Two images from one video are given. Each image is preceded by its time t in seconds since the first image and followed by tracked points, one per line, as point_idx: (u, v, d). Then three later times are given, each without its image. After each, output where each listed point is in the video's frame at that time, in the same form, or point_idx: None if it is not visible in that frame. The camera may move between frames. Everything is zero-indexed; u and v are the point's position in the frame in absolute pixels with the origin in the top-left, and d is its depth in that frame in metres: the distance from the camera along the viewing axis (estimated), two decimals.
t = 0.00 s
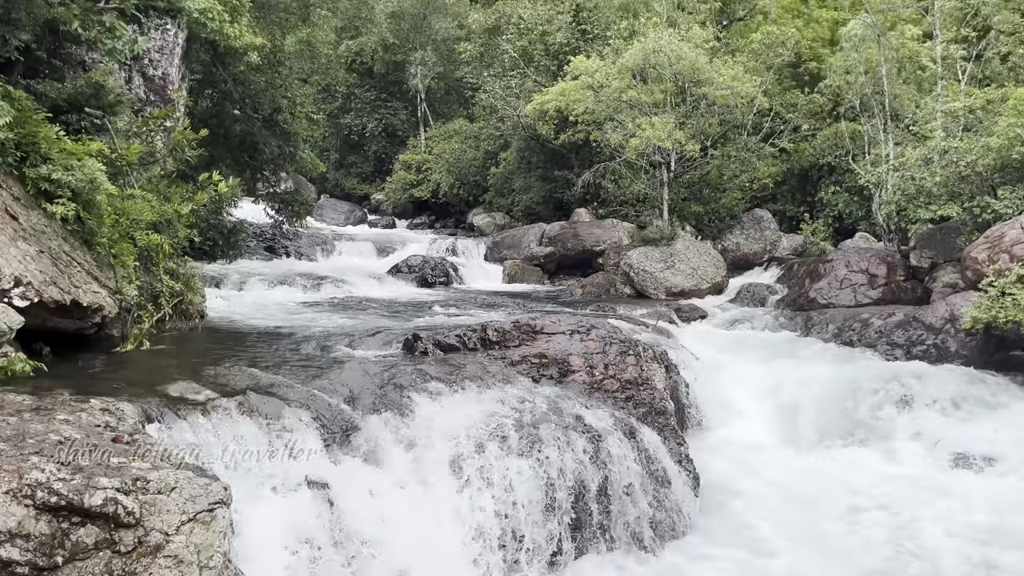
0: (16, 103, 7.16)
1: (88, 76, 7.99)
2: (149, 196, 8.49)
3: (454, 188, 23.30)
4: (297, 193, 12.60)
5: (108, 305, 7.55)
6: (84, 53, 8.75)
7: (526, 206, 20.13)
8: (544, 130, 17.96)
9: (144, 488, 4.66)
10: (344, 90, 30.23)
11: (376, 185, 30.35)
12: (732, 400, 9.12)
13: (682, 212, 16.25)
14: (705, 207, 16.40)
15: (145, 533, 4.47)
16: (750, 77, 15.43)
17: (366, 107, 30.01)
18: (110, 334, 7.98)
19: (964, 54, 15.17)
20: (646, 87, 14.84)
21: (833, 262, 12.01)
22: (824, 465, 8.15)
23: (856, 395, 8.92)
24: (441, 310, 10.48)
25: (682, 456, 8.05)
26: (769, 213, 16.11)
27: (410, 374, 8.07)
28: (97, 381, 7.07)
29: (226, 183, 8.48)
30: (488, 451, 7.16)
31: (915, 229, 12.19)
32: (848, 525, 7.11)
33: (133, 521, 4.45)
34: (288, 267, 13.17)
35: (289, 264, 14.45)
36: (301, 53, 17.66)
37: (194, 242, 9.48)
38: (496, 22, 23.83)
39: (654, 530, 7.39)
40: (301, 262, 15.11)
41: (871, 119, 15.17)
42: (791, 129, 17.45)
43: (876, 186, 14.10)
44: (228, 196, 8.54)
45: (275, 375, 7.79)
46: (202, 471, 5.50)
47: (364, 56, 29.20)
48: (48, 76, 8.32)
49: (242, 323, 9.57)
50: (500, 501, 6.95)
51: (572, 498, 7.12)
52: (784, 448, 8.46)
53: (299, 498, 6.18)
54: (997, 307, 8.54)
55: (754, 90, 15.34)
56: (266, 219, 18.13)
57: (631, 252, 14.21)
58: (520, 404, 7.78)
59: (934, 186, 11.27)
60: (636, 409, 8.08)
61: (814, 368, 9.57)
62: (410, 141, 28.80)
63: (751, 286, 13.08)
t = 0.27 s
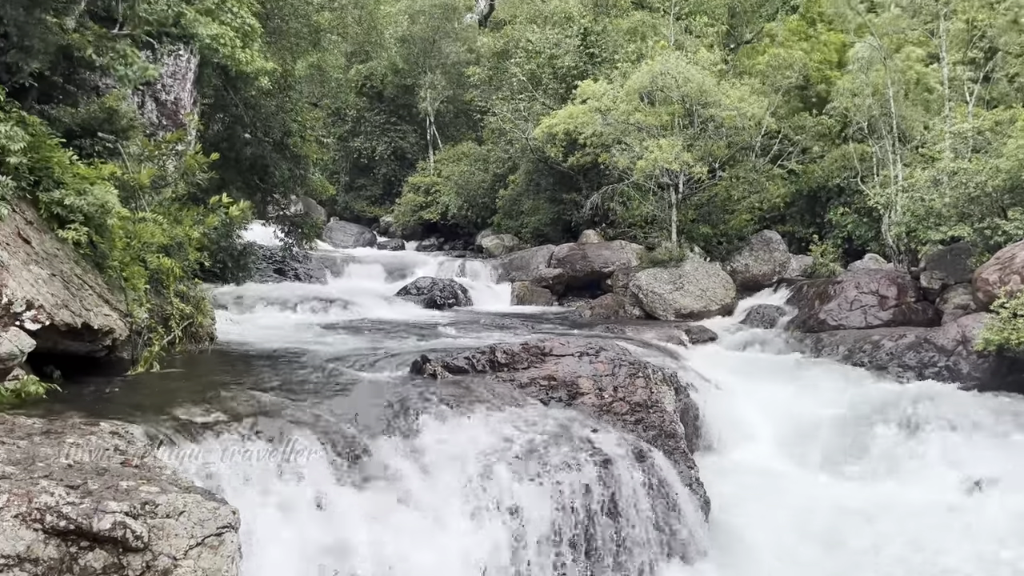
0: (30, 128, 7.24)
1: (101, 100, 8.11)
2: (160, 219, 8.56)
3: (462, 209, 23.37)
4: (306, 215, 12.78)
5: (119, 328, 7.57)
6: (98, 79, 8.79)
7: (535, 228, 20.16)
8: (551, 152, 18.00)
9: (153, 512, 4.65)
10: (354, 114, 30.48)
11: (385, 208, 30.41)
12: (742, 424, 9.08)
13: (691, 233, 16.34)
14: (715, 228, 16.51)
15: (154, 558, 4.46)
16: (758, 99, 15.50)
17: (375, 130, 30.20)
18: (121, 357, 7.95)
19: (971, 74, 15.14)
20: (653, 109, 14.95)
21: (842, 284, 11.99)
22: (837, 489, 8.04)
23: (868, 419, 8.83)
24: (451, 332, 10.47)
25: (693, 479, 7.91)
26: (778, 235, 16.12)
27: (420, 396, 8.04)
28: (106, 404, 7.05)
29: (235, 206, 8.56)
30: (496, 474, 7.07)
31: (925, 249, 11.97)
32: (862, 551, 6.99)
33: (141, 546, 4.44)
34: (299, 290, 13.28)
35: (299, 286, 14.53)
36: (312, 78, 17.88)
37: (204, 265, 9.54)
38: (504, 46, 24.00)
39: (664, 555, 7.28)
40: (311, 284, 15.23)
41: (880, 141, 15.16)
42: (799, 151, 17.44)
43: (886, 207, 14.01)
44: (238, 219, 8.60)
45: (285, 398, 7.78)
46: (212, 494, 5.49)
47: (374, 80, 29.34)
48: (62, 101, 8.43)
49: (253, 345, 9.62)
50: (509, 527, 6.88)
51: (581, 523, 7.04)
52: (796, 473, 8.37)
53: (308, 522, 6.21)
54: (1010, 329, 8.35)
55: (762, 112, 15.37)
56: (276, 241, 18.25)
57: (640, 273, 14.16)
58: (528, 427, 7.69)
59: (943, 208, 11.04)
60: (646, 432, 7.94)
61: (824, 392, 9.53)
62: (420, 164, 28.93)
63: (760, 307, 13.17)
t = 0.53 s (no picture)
0: (41, 153, 7.31)
1: (112, 124, 8.22)
2: (168, 242, 8.60)
3: (468, 231, 23.35)
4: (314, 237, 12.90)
5: (126, 351, 7.59)
6: (109, 103, 8.90)
7: (541, 250, 20.17)
8: (557, 175, 18.06)
9: (158, 537, 4.63)
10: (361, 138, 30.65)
11: (392, 231, 30.42)
12: (751, 444, 8.97)
13: (697, 255, 16.32)
14: (721, 250, 16.46)
15: None
16: (764, 121, 15.56)
17: (382, 153, 30.34)
18: (128, 380, 8.02)
19: (976, 96, 15.15)
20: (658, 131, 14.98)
21: (849, 305, 11.88)
22: (847, 513, 7.93)
23: (878, 440, 8.70)
24: (457, 355, 10.46)
25: (702, 504, 7.81)
26: (785, 256, 16.03)
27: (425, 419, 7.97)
28: (113, 428, 7.03)
29: (243, 229, 8.56)
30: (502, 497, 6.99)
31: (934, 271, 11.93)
32: None
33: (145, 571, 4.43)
34: (306, 312, 13.31)
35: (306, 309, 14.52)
36: (320, 102, 18.05)
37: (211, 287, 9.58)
38: (511, 69, 24.23)
39: None
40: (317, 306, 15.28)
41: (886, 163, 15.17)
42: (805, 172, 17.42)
43: (893, 229, 13.96)
44: (245, 241, 8.58)
45: (291, 420, 7.74)
46: (218, 519, 5.47)
47: (381, 104, 29.53)
48: (72, 126, 8.53)
49: (259, 367, 9.64)
50: (513, 553, 6.72)
51: (588, 550, 6.94)
52: (805, 496, 8.27)
53: (307, 544, 6.12)
54: (1019, 349, 8.17)
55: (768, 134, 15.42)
56: (284, 264, 18.31)
57: (647, 295, 14.12)
58: (535, 451, 7.63)
59: (950, 229, 11.03)
60: (653, 455, 7.82)
61: (832, 411, 9.43)
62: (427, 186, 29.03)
63: (767, 329, 13.09)
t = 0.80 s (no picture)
0: (47, 177, 7.37)
1: (119, 149, 8.33)
2: (174, 265, 8.62)
3: (472, 253, 23.27)
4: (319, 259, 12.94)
5: (131, 374, 7.58)
6: (115, 127, 9.03)
7: (546, 272, 20.16)
8: (561, 197, 18.13)
9: (160, 562, 4.58)
10: (366, 160, 30.84)
11: (397, 253, 30.44)
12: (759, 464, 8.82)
13: (701, 276, 16.28)
14: (725, 271, 16.35)
15: None
16: (767, 143, 15.64)
17: (387, 175, 30.53)
18: (132, 404, 8.02)
19: (979, 116, 15.16)
20: (661, 153, 15.02)
21: (854, 327, 11.77)
22: (855, 534, 7.76)
23: (886, 462, 8.63)
24: (461, 377, 10.44)
25: (708, 527, 7.62)
26: (790, 278, 15.95)
27: (428, 442, 7.91)
28: (116, 452, 6.98)
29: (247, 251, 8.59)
30: (505, 522, 6.97)
31: (939, 291, 11.99)
32: None
33: None
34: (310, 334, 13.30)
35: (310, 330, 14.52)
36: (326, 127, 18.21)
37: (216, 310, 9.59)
38: (515, 92, 24.46)
39: None
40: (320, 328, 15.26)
41: (890, 184, 15.18)
42: (808, 194, 17.44)
43: (897, 249, 13.99)
44: (249, 263, 8.67)
45: (295, 443, 7.70)
46: (220, 544, 5.40)
47: (386, 127, 29.83)
48: (79, 150, 8.61)
49: (263, 389, 9.62)
50: None
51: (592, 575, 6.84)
52: (812, 516, 8.12)
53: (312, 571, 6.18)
54: None
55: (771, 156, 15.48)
56: (289, 286, 18.35)
57: (651, 316, 14.07)
58: (539, 474, 7.55)
59: (955, 250, 11.02)
60: (658, 478, 7.70)
61: (841, 432, 9.28)
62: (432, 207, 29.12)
63: (772, 350, 12.92)
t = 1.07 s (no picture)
0: (52, 200, 7.41)
1: (124, 173, 8.54)
2: (176, 287, 8.63)
3: (474, 275, 23.26)
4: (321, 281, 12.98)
5: (132, 397, 7.57)
6: (119, 151, 9.22)
7: (548, 293, 20.16)
8: (563, 219, 18.20)
9: None
10: (369, 183, 31.01)
11: (399, 275, 30.46)
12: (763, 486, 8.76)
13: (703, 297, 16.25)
14: (728, 291, 16.36)
15: None
16: (767, 166, 15.72)
17: (390, 198, 30.69)
18: (134, 426, 8.03)
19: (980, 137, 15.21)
20: (663, 175, 15.08)
21: (857, 348, 11.73)
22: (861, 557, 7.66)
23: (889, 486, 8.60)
24: (465, 400, 10.42)
25: (712, 551, 7.54)
26: (792, 299, 15.94)
27: (430, 465, 7.85)
28: (117, 475, 6.94)
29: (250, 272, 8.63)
30: (507, 546, 6.93)
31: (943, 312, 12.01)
32: None
33: None
34: (312, 356, 13.30)
35: (313, 352, 14.50)
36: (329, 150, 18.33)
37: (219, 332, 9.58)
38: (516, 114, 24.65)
39: None
40: (322, 350, 15.24)
41: (891, 205, 15.17)
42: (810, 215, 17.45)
43: (900, 271, 13.98)
44: (252, 285, 8.70)
45: (297, 466, 7.65)
46: (220, 570, 5.35)
47: (389, 149, 30.04)
48: (83, 173, 8.69)
49: (265, 412, 9.60)
50: None
51: None
52: (817, 540, 8.05)
53: None
54: None
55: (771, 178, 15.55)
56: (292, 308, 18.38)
57: (654, 337, 14.04)
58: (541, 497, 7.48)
59: (958, 271, 11.01)
60: (662, 501, 7.64)
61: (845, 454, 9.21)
62: (434, 229, 29.20)
63: (776, 372, 12.91)
